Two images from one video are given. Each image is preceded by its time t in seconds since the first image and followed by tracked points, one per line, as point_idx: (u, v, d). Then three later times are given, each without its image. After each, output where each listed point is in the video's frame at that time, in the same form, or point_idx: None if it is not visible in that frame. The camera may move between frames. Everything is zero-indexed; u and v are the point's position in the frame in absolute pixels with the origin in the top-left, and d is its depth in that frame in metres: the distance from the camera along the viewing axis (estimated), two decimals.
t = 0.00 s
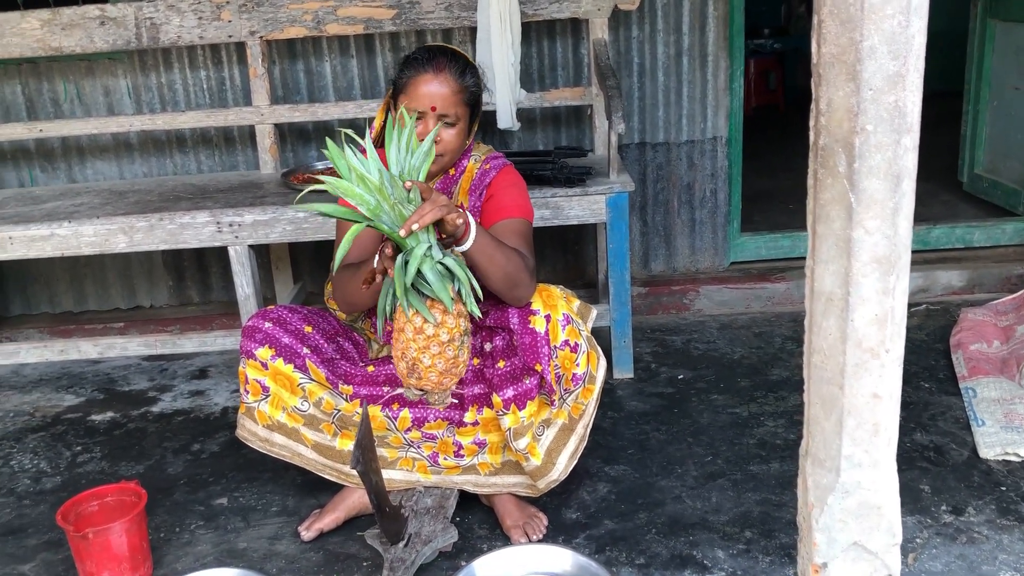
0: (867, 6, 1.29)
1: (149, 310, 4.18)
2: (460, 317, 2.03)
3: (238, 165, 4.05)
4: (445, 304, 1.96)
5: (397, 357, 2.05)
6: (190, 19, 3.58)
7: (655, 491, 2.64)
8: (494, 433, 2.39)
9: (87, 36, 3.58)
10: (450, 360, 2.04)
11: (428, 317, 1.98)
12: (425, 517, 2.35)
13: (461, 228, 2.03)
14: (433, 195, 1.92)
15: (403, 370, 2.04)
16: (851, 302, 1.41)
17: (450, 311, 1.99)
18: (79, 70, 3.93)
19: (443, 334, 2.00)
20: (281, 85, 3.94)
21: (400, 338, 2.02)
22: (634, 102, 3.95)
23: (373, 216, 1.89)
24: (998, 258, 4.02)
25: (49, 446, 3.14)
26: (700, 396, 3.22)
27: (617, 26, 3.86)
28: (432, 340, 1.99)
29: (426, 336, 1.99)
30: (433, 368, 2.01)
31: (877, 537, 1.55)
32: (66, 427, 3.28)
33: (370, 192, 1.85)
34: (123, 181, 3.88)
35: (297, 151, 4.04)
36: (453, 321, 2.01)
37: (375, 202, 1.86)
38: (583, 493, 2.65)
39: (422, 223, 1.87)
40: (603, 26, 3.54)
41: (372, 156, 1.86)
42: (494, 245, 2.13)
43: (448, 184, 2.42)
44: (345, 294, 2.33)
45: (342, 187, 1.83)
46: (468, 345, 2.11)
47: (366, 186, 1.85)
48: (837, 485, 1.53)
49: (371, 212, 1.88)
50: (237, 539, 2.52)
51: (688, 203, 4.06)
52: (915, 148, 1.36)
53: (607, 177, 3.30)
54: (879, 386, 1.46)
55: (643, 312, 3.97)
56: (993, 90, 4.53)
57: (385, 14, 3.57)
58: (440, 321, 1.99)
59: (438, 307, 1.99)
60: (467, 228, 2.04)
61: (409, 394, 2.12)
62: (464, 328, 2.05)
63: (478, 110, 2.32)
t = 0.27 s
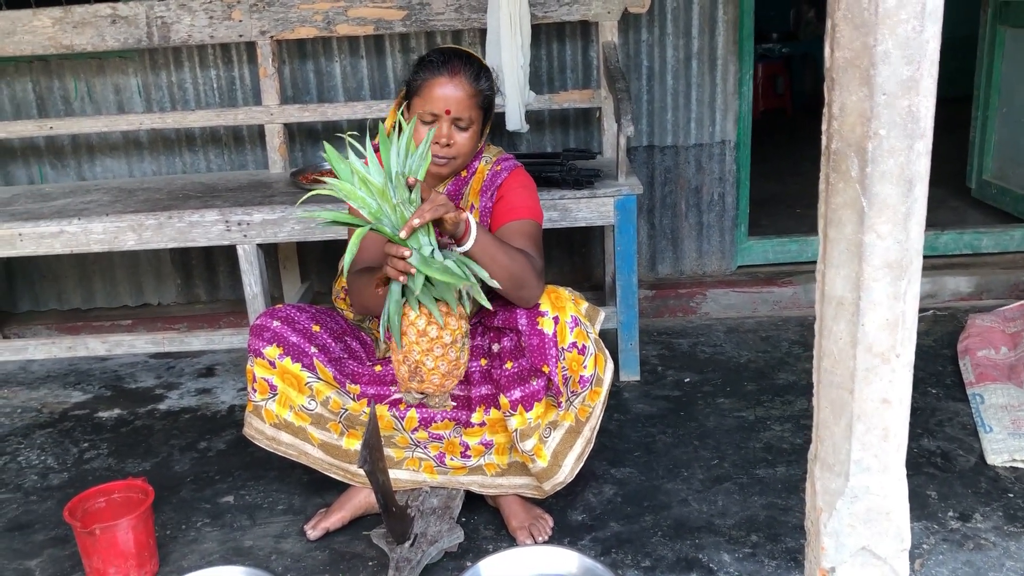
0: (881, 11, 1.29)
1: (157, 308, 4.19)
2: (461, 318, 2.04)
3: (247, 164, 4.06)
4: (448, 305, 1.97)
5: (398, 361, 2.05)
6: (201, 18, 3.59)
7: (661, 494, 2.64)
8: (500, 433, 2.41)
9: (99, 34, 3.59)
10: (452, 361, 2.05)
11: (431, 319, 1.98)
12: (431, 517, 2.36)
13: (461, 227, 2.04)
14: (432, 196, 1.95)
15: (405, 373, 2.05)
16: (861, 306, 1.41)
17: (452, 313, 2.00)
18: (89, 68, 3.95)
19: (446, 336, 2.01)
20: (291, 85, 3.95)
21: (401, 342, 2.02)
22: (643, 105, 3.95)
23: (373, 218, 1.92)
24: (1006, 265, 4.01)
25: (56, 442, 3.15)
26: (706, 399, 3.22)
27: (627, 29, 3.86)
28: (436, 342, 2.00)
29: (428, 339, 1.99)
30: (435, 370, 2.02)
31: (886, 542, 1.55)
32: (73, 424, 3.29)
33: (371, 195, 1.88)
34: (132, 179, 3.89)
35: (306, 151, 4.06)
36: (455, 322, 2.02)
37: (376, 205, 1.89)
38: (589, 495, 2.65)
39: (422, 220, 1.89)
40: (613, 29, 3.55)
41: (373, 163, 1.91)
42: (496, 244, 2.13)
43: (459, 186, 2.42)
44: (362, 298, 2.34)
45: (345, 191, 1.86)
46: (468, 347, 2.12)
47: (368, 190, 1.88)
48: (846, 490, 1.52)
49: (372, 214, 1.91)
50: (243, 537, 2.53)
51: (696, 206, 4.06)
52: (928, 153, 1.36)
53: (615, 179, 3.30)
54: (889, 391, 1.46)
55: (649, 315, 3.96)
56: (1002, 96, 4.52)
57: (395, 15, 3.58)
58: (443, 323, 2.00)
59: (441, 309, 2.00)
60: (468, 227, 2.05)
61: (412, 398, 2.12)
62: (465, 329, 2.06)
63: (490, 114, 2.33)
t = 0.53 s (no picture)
0: (889, 10, 1.28)
1: (158, 305, 4.18)
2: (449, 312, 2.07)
3: (249, 162, 4.05)
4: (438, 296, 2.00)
5: (389, 359, 2.04)
6: (204, 14, 3.58)
7: (662, 496, 2.62)
8: (501, 434, 2.39)
9: (102, 30, 3.58)
10: (443, 356, 2.06)
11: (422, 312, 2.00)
12: (430, 517, 2.35)
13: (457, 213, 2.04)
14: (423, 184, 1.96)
15: (397, 371, 2.04)
16: (867, 308, 1.40)
17: (442, 306, 2.03)
18: (92, 63, 3.94)
19: (437, 329, 2.03)
20: (294, 83, 3.94)
21: (392, 339, 2.03)
22: (647, 106, 3.94)
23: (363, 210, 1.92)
24: (1010, 269, 3.99)
25: (55, 439, 3.14)
26: (708, 401, 3.20)
27: (632, 29, 3.85)
28: (428, 335, 2.02)
29: (419, 332, 2.01)
30: (428, 364, 2.02)
31: (890, 546, 1.54)
32: (72, 420, 3.28)
33: (360, 187, 1.89)
34: (134, 175, 3.88)
35: (308, 148, 4.05)
36: (444, 315, 2.04)
37: (364, 197, 1.90)
38: (590, 497, 2.63)
39: (423, 184, 1.92)
40: (618, 29, 3.53)
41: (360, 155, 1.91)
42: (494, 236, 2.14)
43: (467, 187, 2.41)
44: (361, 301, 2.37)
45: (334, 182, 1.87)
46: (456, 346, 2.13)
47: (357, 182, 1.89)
48: (850, 493, 1.51)
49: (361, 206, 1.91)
50: (242, 535, 2.52)
51: (699, 208, 4.04)
52: (936, 154, 1.35)
53: (619, 180, 3.29)
54: (895, 393, 1.45)
55: (651, 316, 3.95)
56: (1007, 100, 4.50)
57: (400, 13, 3.57)
58: (434, 315, 2.02)
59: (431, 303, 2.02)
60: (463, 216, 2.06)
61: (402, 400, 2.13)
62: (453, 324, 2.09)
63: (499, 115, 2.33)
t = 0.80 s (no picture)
0: (900, 15, 1.28)
1: (160, 302, 4.18)
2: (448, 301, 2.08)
3: (253, 160, 4.05)
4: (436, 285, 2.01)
5: (387, 349, 2.06)
6: (210, 12, 3.58)
7: (664, 498, 2.63)
8: (504, 435, 2.37)
9: (108, 27, 3.59)
10: (441, 346, 2.07)
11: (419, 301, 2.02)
12: (432, 517, 2.36)
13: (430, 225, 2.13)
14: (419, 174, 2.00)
15: (394, 360, 2.06)
16: (875, 312, 1.40)
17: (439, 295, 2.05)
18: (97, 60, 3.94)
19: (435, 318, 2.04)
20: (299, 82, 3.94)
21: (389, 328, 2.05)
22: (651, 108, 3.95)
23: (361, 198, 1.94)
24: (1012, 275, 4.00)
25: (57, 435, 3.14)
26: (710, 404, 3.21)
27: (636, 31, 3.86)
28: (425, 325, 2.03)
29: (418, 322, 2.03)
30: (426, 353, 2.04)
31: (894, 551, 1.54)
32: (74, 417, 3.29)
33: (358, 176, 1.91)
34: (138, 173, 3.89)
35: (312, 147, 4.05)
36: (443, 305, 2.06)
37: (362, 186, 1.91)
38: (591, 499, 2.64)
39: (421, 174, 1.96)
40: (623, 31, 3.54)
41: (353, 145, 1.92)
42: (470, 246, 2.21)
43: (474, 191, 2.42)
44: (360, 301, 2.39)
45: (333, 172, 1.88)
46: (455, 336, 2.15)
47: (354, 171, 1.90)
48: (854, 498, 1.51)
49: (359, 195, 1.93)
50: (243, 533, 2.52)
51: (702, 211, 4.05)
52: (944, 160, 1.35)
53: (623, 182, 3.29)
54: (900, 398, 1.45)
55: (653, 319, 3.95)
56: (1010, 106, 4.51)
57: (405, 13, 3.57)
58: (431, 305, 2.04)
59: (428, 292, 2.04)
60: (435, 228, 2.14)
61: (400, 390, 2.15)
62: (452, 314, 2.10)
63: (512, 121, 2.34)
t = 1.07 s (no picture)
0: (908, 15, 1.27)
1: (159, 301, 4.17)
2: (439, 269, 2.09)
3: (254, 158, 4.04)
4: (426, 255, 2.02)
5: (379, 320, 2.09)
6: (211, 10, 3.57)
7: (664, 500, 2.62)
8: (505, 435, 2.36)
9: (108, 23, 3.58)
10: (433, 315, 2.09)
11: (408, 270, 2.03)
12: (432, 518, 2.35)
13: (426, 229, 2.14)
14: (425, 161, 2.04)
15: (386, 331, 2.09)
16: (881, 313, 1.39)
17: (429, 263, 2.05)
18: (98, 57, 3.93)
19: (426, 287, 2.05)
20: (300, 80, 3.93)
21: (380, 300, 2.06)
22: (653, 109, 3.94)
23: (347, 166, 1.93)
24: (1013, 278, 3.99)
25: (55, 433, 3.13)
26: (711, 406, 3.19)
27: (639, 31, 3.84)
28: (416, 295, 2.04)
29: (408, 293, 2.04)
30: (418, 324, 2.06)
31: (898, 554, 1.53)
32: (72, 415, 3.27)
33: (343, 142, 1.90)
34: (138, 170, 3.87)
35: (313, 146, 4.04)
36: (433, 273, 2.06)
37: (348, 152, 1.90)
38: (592, 500, 2.62)
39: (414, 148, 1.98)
40: (626, 31, 3.53)
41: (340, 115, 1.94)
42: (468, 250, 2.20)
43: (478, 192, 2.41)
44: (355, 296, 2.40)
45: (315, 135, 1.87)
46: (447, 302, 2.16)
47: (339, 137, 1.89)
48: (858, 500, 1.50)
49: (344, 162, 1.91)
50: (242, 533, 2.51)
51: (704, 212, 4.04)
52: (951, 161, 1.34)
53: (625, 182, 3.28)
54: (906, 401, 1.44)
55: (654, 320, 3.94)
56: (1013, 108, 4.50)
57: (407, 11, 3.56)
58: (422, 274, 2.04)
59: (418, 261, 2.04)
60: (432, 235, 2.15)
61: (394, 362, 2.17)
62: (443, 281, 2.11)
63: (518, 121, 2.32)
